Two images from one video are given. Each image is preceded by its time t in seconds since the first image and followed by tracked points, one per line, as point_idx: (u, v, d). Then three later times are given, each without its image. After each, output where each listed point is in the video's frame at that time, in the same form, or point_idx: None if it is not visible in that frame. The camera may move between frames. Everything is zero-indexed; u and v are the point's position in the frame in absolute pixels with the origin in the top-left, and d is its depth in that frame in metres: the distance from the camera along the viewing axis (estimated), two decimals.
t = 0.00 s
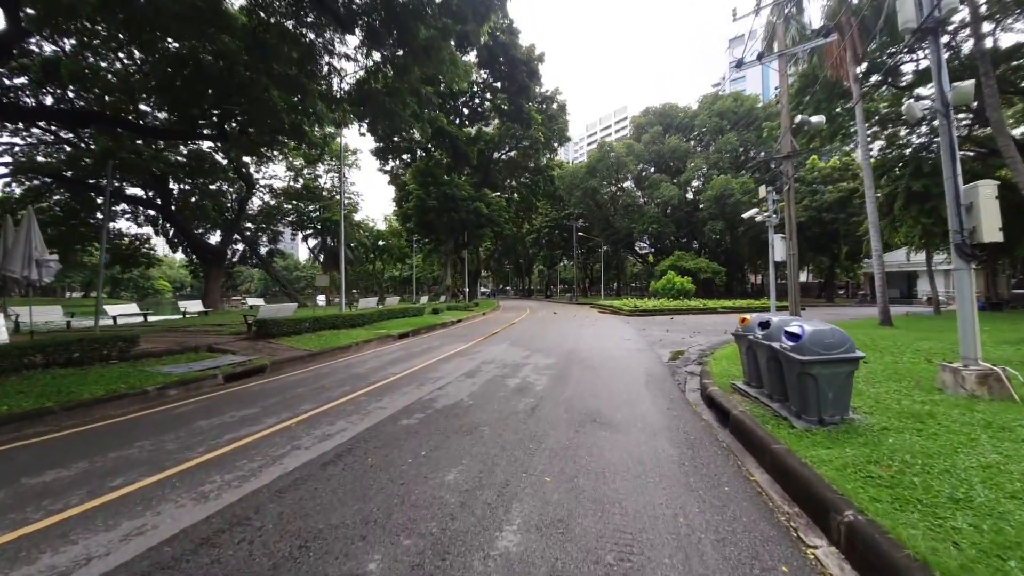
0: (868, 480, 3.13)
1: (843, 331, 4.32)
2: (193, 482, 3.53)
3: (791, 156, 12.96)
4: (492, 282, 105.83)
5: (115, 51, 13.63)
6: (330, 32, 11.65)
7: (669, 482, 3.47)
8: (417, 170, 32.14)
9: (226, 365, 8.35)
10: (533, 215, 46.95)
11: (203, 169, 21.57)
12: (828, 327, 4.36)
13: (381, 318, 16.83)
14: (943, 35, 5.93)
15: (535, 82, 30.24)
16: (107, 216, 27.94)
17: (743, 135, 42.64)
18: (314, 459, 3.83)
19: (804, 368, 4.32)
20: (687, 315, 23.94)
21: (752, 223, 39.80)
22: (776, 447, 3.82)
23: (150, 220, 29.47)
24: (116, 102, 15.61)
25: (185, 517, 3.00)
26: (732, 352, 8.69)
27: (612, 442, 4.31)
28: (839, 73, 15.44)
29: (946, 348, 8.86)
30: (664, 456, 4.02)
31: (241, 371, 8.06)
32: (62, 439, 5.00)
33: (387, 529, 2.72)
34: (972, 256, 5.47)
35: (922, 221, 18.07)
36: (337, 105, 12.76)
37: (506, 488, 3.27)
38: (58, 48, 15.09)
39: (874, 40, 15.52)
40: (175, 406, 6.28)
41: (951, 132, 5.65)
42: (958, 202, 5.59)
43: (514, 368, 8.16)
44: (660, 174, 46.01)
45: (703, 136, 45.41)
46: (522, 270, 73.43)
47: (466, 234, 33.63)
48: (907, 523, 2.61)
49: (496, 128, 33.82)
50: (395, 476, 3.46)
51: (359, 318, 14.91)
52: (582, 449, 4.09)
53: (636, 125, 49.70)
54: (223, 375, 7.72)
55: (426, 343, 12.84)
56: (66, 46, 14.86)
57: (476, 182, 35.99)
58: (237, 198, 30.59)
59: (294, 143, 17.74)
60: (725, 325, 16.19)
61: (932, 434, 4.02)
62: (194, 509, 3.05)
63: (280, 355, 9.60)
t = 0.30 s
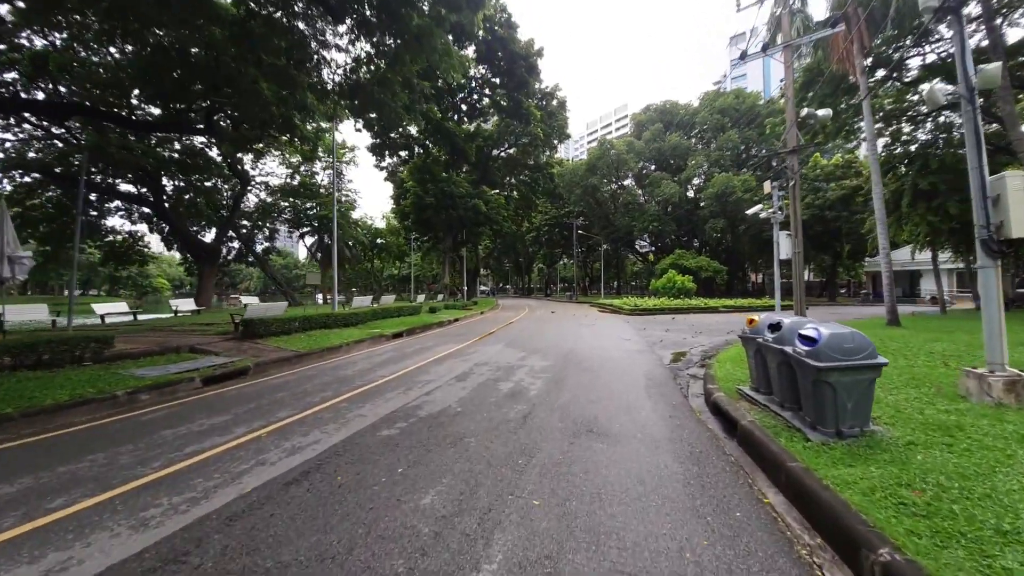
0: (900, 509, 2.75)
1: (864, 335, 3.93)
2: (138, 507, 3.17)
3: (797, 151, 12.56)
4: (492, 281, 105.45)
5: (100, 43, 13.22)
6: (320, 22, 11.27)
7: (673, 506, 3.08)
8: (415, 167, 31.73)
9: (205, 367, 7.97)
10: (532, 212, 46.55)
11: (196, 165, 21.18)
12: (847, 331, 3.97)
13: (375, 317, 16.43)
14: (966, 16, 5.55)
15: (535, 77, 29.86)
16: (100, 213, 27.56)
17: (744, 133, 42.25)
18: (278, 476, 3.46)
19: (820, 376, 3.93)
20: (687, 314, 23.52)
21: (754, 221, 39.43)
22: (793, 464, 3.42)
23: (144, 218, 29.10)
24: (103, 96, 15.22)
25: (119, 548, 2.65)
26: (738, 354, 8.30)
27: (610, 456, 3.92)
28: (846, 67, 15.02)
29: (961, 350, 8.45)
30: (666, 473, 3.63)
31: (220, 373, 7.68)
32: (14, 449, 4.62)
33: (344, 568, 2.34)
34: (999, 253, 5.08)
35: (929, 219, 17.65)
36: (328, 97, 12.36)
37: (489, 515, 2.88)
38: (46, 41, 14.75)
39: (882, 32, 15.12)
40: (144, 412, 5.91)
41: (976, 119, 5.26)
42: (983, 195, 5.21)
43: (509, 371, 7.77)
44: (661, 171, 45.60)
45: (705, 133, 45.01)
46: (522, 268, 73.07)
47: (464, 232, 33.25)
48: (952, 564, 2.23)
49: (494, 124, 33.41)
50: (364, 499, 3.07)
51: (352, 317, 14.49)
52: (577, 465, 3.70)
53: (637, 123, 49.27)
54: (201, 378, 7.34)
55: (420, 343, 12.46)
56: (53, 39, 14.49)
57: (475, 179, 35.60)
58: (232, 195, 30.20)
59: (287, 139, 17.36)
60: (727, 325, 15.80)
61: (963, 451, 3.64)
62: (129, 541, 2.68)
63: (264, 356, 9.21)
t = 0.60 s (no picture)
0: (950, 543, 2.37)
1: (891, 337, 3.55)
2: (71, 535, 2.79)
3: (802, 147, 12.17)
4: (491, 282, 105.03)
5: (84, 37, 12.83)
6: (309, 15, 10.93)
7: (682, 534, 2.69)
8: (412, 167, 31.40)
9: (183, 372, 7.59)
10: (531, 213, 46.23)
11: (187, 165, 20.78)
12: (872, 333, 3.59)
13: (369, 319, 16.02)
14: None
15: (532, 76, 29.60)
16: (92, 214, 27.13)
17: (744, 133, 41.99)
18: (236, 497, 3.10)
19: (844, 384, 3.54)
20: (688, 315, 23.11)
21: (754, 221, 39.15)
22: (817, 484, 3.02)
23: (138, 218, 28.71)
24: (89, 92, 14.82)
25: None
26: (744, 357, 7.90)
27: (612, 474, 3.52)
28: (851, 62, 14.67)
29: (977, 352, 8.06)
30: (675, 494, 3.23)
31: (198, 379, 7.28)
32: None
33: None
34: None
35: (934, 217, 17.30)
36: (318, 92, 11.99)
37: (471, 547, 2.49)
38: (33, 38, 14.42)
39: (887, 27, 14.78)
40: (110, 420, 5.52)
41: (1002, 105, 4.89)
42: (1011, 186, 4.84)
43: (503, 375, 7.39)
44: (660, 172, 45.32)
45: (704, 134, 44.79)
46: (521, 269, 72.74)
47: (462, 232, 32.88)
48: None
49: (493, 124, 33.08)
50: (327, 528, 2.68)
51: (345, 320, 14.06)
52: (573, 485, 3.30)
53: (636, 124, 49.01)
54: (176, 385, 6.94)
55: (414, 346, 12.04)
56: (38, 35, 14.13)
57: (473, 179, 35.27)
58: (226, 195, 29.79)
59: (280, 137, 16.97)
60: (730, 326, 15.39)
61: (1006, 468, 3.26)
62: None
63: (248, 360, 8.80)
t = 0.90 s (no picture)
0: None
1: (923, 346, 3.20)
2: None
3: (809, 142, 11.78)
4: (491, 281, 104.57)
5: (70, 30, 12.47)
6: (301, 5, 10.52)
7: None
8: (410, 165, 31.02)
9: (163, 377, 7.26)
10: (531, 212, 45.85)
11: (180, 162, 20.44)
12: (903, 341, 3.25)
13: (365, 320, 15.67)
14: None
15: (532, 73, 29.22)
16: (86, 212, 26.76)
17: (746, 131, 41.56)
18: (190, 528, 2.76)
19: (872, 398, 3.19)
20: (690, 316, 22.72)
21: (756, 220, 38.76)
22: (849, 515, 2.66)
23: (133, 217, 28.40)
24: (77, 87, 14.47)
25: None
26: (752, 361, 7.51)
27: (614, 498, 3.15)
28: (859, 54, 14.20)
29: (996, 357, 7.68)
30: (685, 523, 2.86)
31: (178, 385, 6.95)
32: None
33: None
34: None
35: (943, 215, 16.88)
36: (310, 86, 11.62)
37: None
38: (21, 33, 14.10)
39: (896, 21, 14.40)
40: (77, 430, 5.19)
41: None
42: None
43: (500, 380, 7.02)
44: (662, 170, 44.90)
45: (706, 132, 44.36)
46: (521, 268, 72.36)
47: (461, 231, 32.50)
48: None
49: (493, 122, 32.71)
50: (287, 568, 2.34)
51: (338, 321, 13.67)
52: (570, 512, 2.93)
53: (637, 122, 48.58)
54: (154, 390, 6.61)
55: (408, 347, 11.68)
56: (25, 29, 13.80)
57: (472, 178, 34.91)
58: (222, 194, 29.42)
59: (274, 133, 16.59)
60: (733, 327, 15.02)
61: None
62: None
63: (234, 363, 8.43)
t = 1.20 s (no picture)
0: None
1: (961, 350, 2.84)
2: None
3: (815, 137, 11.42)
4: (491, 282, 104.11)
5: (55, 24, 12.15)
6: None
7: None
8: (407, 165, 30.70)
9: (139, 381, 6.90)
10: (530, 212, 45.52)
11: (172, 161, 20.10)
12: (939, 344, 2.89)
13: (359, 321, 15.28)
14: None
15: (531, 71, 28.91)
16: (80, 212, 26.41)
17: (747, 130, 41.24)
18: (124, 561, 2.42)
19: (903, 408, 2.82)
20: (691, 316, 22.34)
21: (757, 220, 38.42)
22: (885, 546, 2.29)
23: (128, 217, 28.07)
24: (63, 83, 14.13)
25: None
26: (759, 364, 7.14)
27: (614, 523, 2.77)
28: (866, 47, 13.83)
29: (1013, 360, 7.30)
30: (694, 554, 2.49)
31: (153, 390, 6.59)
32: None
33: None
34: None
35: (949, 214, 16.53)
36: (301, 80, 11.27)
37: None
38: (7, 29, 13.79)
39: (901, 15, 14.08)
40: (35, 439, 4.83)
41: None
42: None
43: (493, 384, 6.66)
44: (661, 170, 44.58)
45: (706, 131, 44.05)
46: (521, 269, 72.01)
47: (460, 231, 32.13)
48: None
49: (491, 121, 32.39)
50: None
51: (331, 321, 13.30)
52: (564, 541, 2.55)
53: (637, 121, 48.28)
54: (125, 396, 6.25)
55: (401, 349, 11.31)
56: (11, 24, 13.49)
57: (470, 177, 34.58)
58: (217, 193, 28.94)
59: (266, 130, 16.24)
60: (736, 329, 14.65)
61: None
62: None
63: (216, 366, 8.06)
